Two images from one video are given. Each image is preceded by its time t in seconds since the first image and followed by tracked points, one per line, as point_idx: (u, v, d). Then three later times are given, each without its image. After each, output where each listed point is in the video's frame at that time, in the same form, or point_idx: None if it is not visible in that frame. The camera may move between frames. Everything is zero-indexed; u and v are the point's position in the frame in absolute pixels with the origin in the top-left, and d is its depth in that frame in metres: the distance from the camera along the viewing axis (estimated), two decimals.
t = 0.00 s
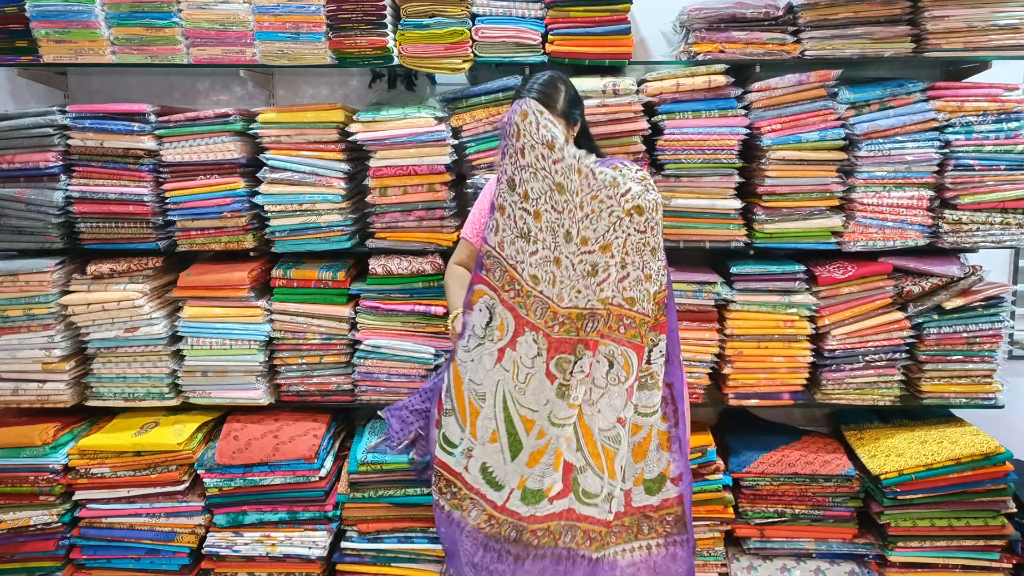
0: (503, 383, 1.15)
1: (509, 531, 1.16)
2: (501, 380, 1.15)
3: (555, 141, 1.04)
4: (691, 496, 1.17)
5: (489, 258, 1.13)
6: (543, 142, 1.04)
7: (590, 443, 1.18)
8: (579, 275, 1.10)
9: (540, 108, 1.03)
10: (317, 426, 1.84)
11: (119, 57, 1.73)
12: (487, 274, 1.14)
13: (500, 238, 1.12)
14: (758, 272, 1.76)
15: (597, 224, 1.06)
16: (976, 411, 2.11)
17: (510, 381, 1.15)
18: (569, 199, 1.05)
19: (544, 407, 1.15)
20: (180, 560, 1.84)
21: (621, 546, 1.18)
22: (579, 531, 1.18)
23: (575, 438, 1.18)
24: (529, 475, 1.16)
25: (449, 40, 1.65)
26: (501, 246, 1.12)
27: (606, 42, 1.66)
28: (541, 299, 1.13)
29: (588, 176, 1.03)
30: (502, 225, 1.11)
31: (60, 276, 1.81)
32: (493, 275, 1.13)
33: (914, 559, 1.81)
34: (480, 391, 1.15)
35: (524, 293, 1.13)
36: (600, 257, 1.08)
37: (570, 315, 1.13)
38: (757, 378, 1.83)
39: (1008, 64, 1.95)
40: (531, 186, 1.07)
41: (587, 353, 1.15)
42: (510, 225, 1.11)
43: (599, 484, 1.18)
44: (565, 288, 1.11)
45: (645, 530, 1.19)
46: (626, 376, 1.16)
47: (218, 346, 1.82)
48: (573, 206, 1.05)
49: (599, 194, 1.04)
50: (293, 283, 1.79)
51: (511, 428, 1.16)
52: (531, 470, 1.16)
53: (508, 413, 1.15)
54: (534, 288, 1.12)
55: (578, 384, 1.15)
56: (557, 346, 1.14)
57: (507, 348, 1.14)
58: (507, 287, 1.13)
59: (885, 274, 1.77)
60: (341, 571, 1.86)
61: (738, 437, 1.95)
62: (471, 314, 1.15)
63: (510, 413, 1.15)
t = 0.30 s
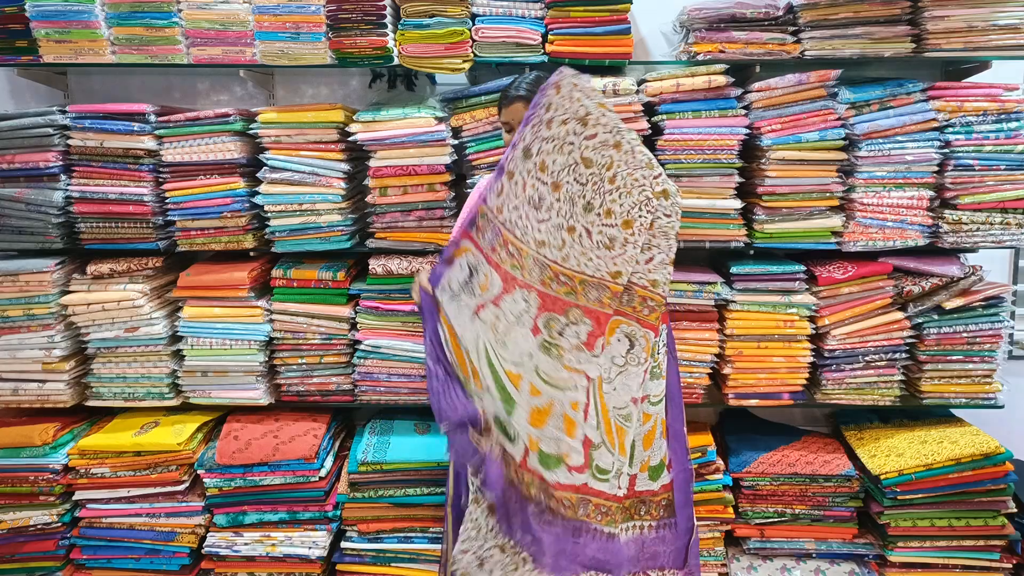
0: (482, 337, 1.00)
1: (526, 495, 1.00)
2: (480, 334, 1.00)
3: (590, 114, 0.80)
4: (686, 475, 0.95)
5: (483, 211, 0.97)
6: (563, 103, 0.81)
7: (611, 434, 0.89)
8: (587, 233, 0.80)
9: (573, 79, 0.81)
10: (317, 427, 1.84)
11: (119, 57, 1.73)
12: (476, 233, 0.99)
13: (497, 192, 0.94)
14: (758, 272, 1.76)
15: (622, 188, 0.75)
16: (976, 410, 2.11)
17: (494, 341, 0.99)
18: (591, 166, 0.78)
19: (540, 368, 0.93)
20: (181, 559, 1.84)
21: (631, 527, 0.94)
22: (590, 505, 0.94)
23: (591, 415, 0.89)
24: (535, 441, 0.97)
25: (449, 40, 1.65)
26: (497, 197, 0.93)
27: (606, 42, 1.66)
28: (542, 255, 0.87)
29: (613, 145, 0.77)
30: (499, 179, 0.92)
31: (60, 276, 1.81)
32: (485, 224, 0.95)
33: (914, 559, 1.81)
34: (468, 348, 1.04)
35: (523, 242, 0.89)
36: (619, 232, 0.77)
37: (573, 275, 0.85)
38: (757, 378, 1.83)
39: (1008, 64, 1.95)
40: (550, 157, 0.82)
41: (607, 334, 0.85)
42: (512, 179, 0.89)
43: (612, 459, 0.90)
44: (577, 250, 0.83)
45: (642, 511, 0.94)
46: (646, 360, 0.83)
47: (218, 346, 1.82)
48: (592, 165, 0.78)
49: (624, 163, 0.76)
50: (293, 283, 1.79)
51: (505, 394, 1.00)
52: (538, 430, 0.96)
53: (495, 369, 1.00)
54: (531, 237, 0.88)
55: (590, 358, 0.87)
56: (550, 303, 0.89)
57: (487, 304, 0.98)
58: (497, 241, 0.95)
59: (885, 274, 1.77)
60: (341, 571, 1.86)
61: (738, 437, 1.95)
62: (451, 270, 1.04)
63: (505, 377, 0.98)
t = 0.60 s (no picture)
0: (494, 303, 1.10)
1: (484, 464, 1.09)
2: (491, 305, 1.09)
3: (634, 113, 1.03)
4: (668, 482, 1.20)
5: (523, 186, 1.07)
6: (624, 113, 1.02)
7: (589, 421, 1.09)
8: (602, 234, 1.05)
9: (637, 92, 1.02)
10: (317, 426, 1.84)
11: (119, 57, 1.73)
12: (514, 204, 1.09)
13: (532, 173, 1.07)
14: (758, 272, 1.76)
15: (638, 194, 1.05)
16: (976, 410, 2.11)
17: (504, 317, 1.09)
18: (624, 163, 1.03)
19: (535, 348, 1.08)
20: (181, 559, 1.84)
21: (614, 531, 1.13)
22: (562, 500, 1.10)
23: (574, 403, 1.09)
24: (513, 416, 1.09)
25: (449, 40, 1.65)
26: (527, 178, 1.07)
27: (606, 42, 1.66)
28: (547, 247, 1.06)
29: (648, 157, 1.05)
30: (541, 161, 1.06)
31: (60, 276, 1.81)
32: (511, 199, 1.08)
33: (914, 559, 1.81)
34: (474, 310, 1.10)
35: (540, 230, 1.06)
36: (627, 226, 1.05)
37: (575, 259, 1.05)
38: (757, 378, 1.83)
39: (1008, 64, 1.95)
40: (592, 142, 1.03)
41: (611, 340, 1.08)
42: (555, 167, 1.05)
43: (589, 460, 1.09)
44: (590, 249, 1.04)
45: (635, 517, 1.15)
46: (642, 367, 1.10)
47: (218, 346, 1.82)
48: (626, 172, 1.04)
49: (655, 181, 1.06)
50: (293, 283, 1.80)
51: (500, 365, 1.09)
52: (517, 408, 1.09)
53: (494, 338, 1.09)
54: (543, 223, 1.06)
55: (582, 352, 1.08)
56: (550, 284, 1.06)
57: (506, 273, 1.08)
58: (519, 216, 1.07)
59: (885, 274, 1.77)
60: (341, 571, 1.86)
61: (738, 437, 1.95)
62: (487, 236, 1.11)
63: (504, 352, 1.09)
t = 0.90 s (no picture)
0: (498, 290, 1.19)
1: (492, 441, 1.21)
2: (496, 294, 1.19)
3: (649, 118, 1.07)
4: (667, 480, 1.21)
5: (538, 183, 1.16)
6: (640, 117, 1.07)
7: (588, 410, 1.18)
8: (611, 236, 1.12)
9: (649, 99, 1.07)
10: (317, 427, 1.84)
11: (119, 57, 1.73)
12: (528, 199, 1.17)
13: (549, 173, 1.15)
14: (758, 272, 1.76)
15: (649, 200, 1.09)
16: (976, 410, 2.11)
17: (513, 308, 1.18)
18: (638, 167, 1.08)
19: (537, 337, 1.18)
20: (181, 560, 1.84)
21: (613, 529, 1.18)
22: (562, 489, 1.19)
23: (575, 391, 1.18)
24: (517, 398, 1.20)
25: (449, 40, 1.65)
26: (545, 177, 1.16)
27: (606, 42, 1.66)
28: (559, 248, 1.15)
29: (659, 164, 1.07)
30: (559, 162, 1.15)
31: (60, 276, 1.81)
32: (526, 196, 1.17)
33: (914, 559, 1.81)
34: (484, 297, 1.20)
35: (554, 228, 1.16)
36: (644, 234, 1.10)
37: (595, 265, 1.13)
38: (757, 378, 1.83)
39: (1008, 64, 1.95)
40: (611, 147, 1.10)
41: (619, 341, 1.15)
42: (574, 169, 1.13)
43: (588, 452, 1.18)
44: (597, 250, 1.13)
45: (632, 515, 1.19)
46: (650, 369, 1.15)
47: (218, 346, 1.82)
48: (640, 178, 1.09)
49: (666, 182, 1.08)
50: (293, 283, 1.80)
51: (507, 351, 1.19)
52: (522, 393, 1.20)
53: (500, 326, 1.18)
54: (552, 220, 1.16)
55: (587, 345, 1.16)
56: (566, 283, 1.15)
57: (518, 265, 1.17)
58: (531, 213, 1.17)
59: (885, 274, 1.77)
60: (341, 571, 1.86)
61: (738, 437, 1.95)
62: (496, 225, 1.19)
63: (510, 340, 1.19)
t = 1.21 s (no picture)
0: (498, 294, 1.19)
1: (492, 444, 1.21)
2: (496, 296, 1.18)
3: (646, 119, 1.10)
4: (666, 479, 1.23)
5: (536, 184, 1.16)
6: (637, 120, 1.10)
7: (589, 412, 1.17)
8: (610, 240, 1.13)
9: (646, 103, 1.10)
10: (317, 427, 1.84)
11: (119, 57, 1.73)
12: (525, 201, 1.18)
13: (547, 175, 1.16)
14: (758, 272, 1.76)
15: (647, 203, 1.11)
16: (975, 410, 2.11)
17: (513, 310, 1.18)
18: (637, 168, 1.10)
19: (538, 341, 1.17)
20: (181, 559, 1.84)
21: (614, 529, 1.18)
22: (564, 492, 1.18)
23: (575, 394, 1.17)
24: (517, 401, 1.19)
25: (449, 40, 1.65)
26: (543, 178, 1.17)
27: (606, 42, 1.66)
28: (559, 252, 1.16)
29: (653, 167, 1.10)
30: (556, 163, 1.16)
31: (60, 276, 1.81)
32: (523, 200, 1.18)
33: (914, 559, 1.81)
34: (484, 300, 1.20)
35: (554, 231, 1.16)
36: (643, 238, 1.12)
37: (594, 268, 1.14)
38: (757, 378, 1.83)
39: (1008, 64, 1.95)
40: (610, 147, 1.11)
41: (618, 344, 1.16)
42: (573, 170, 1.14)
43: (588, 455, 1.17)
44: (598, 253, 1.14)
45: (632, 515, 1.19)
46: (647, 372, 1.16)
47: (218, 346, 1.82)
48: (638, 181, 1.11)
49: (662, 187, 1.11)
50: (293, 283, 1.80)
51: (507, 354, 1.18)
52: (522, 397, 1.19)
53: (500, 329, 1.18)
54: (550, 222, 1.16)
55: (586, 349, 1.16)
56: (567, 287, 1.15)
57: (518, 268, 1.18)
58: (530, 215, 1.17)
59: (885, 274, 1.77)
60: (341, 571, 1.86)
61: (738, 437, 1.95)
62: (495, 227, 1.20)
63: (511, 343, 1.18)
